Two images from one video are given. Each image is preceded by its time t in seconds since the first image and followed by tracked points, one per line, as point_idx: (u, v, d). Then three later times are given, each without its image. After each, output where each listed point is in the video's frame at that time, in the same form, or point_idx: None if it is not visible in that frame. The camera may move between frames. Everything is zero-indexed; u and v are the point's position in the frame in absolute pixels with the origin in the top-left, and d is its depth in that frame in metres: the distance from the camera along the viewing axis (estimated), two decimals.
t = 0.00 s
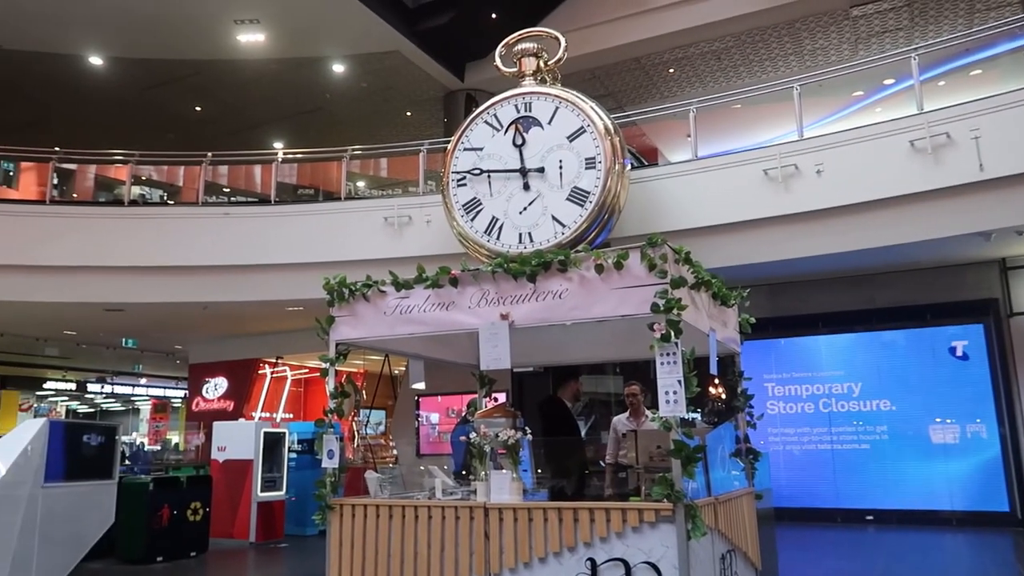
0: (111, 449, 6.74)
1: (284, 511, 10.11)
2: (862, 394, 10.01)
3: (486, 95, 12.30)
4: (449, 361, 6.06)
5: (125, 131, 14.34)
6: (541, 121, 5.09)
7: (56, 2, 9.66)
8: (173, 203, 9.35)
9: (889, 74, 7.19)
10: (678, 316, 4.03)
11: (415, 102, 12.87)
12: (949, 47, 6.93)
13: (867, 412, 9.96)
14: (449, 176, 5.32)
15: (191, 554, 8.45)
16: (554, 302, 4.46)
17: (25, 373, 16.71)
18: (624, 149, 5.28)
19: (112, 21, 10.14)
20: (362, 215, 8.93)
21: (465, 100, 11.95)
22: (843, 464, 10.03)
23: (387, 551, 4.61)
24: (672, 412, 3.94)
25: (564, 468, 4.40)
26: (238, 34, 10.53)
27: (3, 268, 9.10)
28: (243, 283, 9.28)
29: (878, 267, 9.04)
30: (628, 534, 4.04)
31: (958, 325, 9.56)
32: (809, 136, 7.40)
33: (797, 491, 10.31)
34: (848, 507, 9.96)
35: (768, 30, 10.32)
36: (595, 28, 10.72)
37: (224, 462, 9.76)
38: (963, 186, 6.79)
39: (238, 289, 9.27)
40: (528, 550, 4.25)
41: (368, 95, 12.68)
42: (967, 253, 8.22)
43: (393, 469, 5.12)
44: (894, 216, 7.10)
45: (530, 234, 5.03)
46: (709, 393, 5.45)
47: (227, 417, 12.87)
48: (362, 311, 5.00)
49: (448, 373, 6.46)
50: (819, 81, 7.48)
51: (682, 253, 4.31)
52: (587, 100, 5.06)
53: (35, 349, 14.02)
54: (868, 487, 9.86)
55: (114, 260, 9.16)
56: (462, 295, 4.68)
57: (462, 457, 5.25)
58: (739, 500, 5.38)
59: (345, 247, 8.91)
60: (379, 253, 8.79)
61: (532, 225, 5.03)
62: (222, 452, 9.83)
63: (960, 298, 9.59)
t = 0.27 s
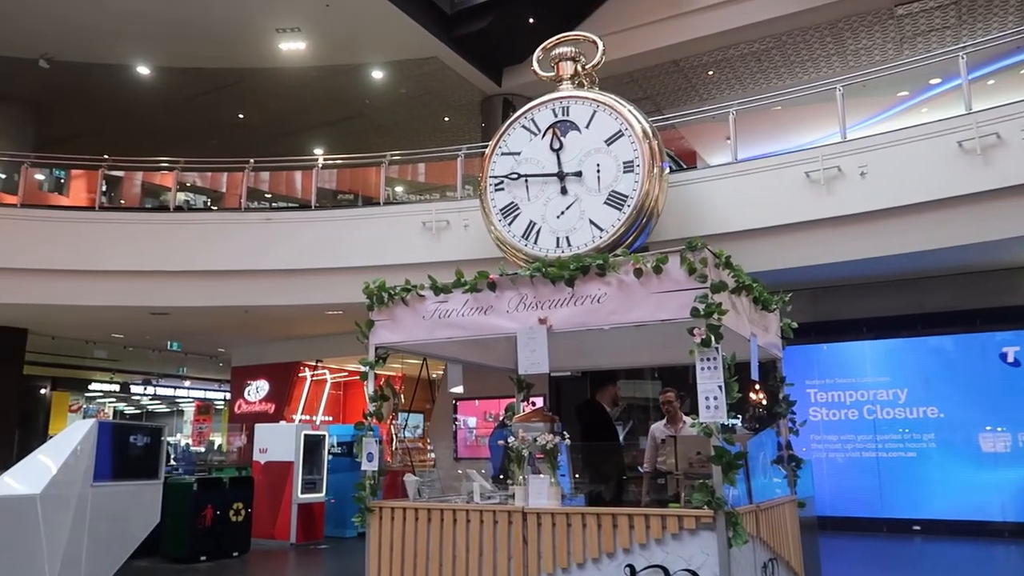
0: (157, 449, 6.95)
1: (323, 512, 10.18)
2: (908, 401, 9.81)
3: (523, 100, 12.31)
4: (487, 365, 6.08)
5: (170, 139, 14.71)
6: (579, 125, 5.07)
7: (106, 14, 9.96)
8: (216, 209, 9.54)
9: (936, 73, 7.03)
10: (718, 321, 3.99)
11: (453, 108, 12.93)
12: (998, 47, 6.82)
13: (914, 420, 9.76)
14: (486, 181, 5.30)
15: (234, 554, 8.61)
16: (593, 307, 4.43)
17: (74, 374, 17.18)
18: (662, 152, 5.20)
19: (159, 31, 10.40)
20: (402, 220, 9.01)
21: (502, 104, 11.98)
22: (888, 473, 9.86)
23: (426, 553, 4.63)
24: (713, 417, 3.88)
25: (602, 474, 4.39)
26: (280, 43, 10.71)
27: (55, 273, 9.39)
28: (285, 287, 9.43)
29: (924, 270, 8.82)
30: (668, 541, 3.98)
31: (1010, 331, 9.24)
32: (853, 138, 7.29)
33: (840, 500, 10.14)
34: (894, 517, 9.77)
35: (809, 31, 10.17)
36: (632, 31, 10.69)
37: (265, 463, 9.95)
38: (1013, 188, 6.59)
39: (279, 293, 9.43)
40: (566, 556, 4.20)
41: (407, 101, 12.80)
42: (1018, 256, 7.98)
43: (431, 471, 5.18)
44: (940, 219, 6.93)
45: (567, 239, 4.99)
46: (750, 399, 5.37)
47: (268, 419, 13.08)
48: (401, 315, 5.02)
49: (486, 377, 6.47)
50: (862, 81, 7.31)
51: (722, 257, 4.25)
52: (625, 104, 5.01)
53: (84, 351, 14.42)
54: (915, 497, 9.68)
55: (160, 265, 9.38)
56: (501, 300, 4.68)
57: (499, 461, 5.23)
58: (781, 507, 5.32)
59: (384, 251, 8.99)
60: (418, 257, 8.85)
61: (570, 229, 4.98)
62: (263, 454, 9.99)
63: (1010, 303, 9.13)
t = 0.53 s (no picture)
0: (200, 451, 7.07)
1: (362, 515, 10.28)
2: (956, 407, 9.57)
3: (558, 104, 12.32)
4: (524, 369, 6.09)
5: (212, 146, 15.03)
6: (615, 129, 5.02)
7: (151, 26, 10.20)
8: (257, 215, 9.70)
9: (983, 71, 6.84)
10: (758, 325, 3.91)
11: (488, 113, 12.98)
12: None
13: (961, 426, 9.51)
14: (522, 185, 5.30)
15: (275, 555, 8.73)
16: (630, 311, 4.38)
17: (119, 377, 17.60)
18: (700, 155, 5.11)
19: (203, 42, 10.64)
20: (439, 225, 9.07)
21: (538, 109, 12.02)
22: (933, 480, 9.64)
23: (464, 557, 4.64)
24: (753, 421, 3.81)
25: (640, 479, 4.34)
26: (319, 51, 10.86)
27: (103, 278, 9.65)
28: (325, 291, 9.57)
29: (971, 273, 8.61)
30: (709, 548, 3.91)
31: None
32: (895, 138, 7.15)
33: (883, 507, 9.93)
34: (941, 525, 9.57)
35: (850, 30, 10.02)
36: (669, 33, 10.64)
37: (305, 465, 10.08)
38: None
39: (320, 297, 9.58)
40: (605, 561, 4.17)
41: (444, 107, 12.90)
42: None
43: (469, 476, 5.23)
44: (986, 220, 6.77)
45: (604, 242, 4.91)
46: (791, 404, 5.27)
47: (308, 422, 13.26)
48: (438, 319, 5.05)
49: (524, 380, 6.47)
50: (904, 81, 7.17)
51: (762, 260, 4.19)
52: (662, 106, 4.94)
53: (129, 354, 14.77)
54: (962, 505, 9.45)
55: (202, 270, 9.57)
56: (538, 304, 4.67)
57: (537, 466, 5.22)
58: (824, 515, 5.20)
59: (422, 256, 9.05)
60: (456, 262, 8.89)
61: (607, 233, 4.91)
62: (304, 456, 10.11)
63: None
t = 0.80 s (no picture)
0: (239, 452, 7.24)
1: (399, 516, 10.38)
2: (1004, 411, 9.25)
3: (593, 106, 12.29)
4: (559, 372, 6.08)
5: (252, 151, 15.32)
6: (651, 130, 4.97)
7: (193, 36, 10.44)
8: (295, 220, 9.85)
9: None
10: (798, 327, 3.84)
11: (522, 116, 13.00)
12: None
13: (1010, 431, 9.18)
14: (557, 188, 5.29)
15: (313, 555, 8.83)
16: (666, 313, 4.34)
17: (162, 379, 18.00)
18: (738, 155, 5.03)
19: (243, 50, 10.84)
20: (474, 228, 9.10)
21: (573, 111, 12.01)
22: (982, 486, 9.37)
23: (500, 559, 4.64)
24: (792, 426, 3.74)
25: (676, 482, 4.24)
26: (356, 57, 10.99)
27: (147, 283, 9.89)
28: (362, 295, 9.68)
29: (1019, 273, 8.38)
30: (748, 553, 3.87)
31: None
32: (939, 136, 6.99)
33: (930, 514, 9.71)
34: (990, 533, 9.31)
35: (891, 26, 9.83)
36: (704, 33, 10.56)
37: (343, 467, 10.20)
38: None
39: (357, 301, 9.70)
40: (642, 565, 4.13)
41: (478, 111, 12.95)
42: None
43: (505, 478, 5.18)
44: None
45: (639, 244, 4.87)
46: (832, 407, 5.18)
47: (346, 424, 13.47)
48: (474, 322, 5.06)
49: (559, 383, 6.46)
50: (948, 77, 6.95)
51: (801, 261, 4.13)
52: (698, 107, 4.88)
53: (171, 357, 15.09)
54: (1013, 513, 9.15)
55: (242, 274, 9.75)
56: (573, 306, 4.64)
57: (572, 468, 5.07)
58: (867, 520, 5.09)
59: (457, 259, 9.09)
60: (491, 264, 8.91)
61: (643, 235, 4.87)
62: (340, 457, 10.22)
63: None
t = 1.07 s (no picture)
0: (268, 453, 7.36)
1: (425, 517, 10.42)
2: None
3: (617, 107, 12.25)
4: (585, 373, 6.07)
5: (280, 156, 15.51)
6: (676, 130, 4.94)
7: (221, 42, 10.60)
8: (322, 223, 9.94)
9: None
10: (827, 328, 3.78)
11: (546, 117, 13.01)
12: None
13: None
14: (582, 189, 5.28)
15: (341, 557, 8.90)
16: (692, 315, 4.30)
17: (192, 382, 18.26)
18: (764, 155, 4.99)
19: (269, 56, 10.98)
20: (499, 230, 9.12)
21: (597, 113, 11.99)
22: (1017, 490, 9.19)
23: (526, 561, 4.63)
24: (821, 427, 3.68)
25: (703, 485, 4.23)
26: (381, 61, 11.08)
27: (177, 287, 10.05)
28: (388, 297, 9.74)
29: None
30: (776, 557, 3.82)
31: None
32: (970, 134, 6.88)
33: (964, 518, 9.53)
34: None
35: (921, 22, 9.68)
36: (729, 33, 10.49)
37: (370, 469, 10.27)
38: None
39: (383, 303, 9.76)
40: (669, 567, 4.10)
41: (501, 113, 12.98)
42: None
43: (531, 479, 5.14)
44: None
45: (665, 246, 4.85)
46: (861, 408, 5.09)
47: (372, 426, 13.59)
48: (499, 324, 5.06)
49: (585, 385, 6.44)
50: (979, 75, 6.89)
51: (830, 261, 4.07)
52: (724, 106, 4.84)
53: (201, 360, 15.31)
54: None
55: (270, 278, 9.86)
56: (598, 308, 4.63)
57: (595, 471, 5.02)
58: (898, 524, 5.00)
59: (483, 262, 9.12)
60: (516, 266, 8.91)
61: (668, 236, 4.84)
62: (368, 459, 10.31)
63: None
